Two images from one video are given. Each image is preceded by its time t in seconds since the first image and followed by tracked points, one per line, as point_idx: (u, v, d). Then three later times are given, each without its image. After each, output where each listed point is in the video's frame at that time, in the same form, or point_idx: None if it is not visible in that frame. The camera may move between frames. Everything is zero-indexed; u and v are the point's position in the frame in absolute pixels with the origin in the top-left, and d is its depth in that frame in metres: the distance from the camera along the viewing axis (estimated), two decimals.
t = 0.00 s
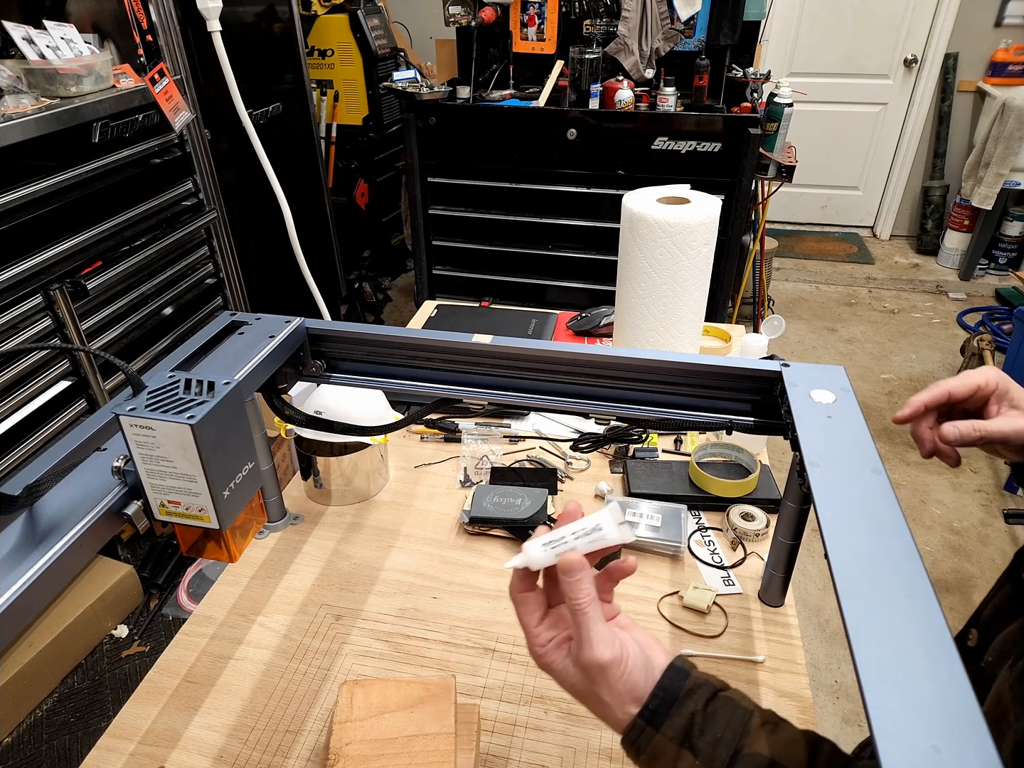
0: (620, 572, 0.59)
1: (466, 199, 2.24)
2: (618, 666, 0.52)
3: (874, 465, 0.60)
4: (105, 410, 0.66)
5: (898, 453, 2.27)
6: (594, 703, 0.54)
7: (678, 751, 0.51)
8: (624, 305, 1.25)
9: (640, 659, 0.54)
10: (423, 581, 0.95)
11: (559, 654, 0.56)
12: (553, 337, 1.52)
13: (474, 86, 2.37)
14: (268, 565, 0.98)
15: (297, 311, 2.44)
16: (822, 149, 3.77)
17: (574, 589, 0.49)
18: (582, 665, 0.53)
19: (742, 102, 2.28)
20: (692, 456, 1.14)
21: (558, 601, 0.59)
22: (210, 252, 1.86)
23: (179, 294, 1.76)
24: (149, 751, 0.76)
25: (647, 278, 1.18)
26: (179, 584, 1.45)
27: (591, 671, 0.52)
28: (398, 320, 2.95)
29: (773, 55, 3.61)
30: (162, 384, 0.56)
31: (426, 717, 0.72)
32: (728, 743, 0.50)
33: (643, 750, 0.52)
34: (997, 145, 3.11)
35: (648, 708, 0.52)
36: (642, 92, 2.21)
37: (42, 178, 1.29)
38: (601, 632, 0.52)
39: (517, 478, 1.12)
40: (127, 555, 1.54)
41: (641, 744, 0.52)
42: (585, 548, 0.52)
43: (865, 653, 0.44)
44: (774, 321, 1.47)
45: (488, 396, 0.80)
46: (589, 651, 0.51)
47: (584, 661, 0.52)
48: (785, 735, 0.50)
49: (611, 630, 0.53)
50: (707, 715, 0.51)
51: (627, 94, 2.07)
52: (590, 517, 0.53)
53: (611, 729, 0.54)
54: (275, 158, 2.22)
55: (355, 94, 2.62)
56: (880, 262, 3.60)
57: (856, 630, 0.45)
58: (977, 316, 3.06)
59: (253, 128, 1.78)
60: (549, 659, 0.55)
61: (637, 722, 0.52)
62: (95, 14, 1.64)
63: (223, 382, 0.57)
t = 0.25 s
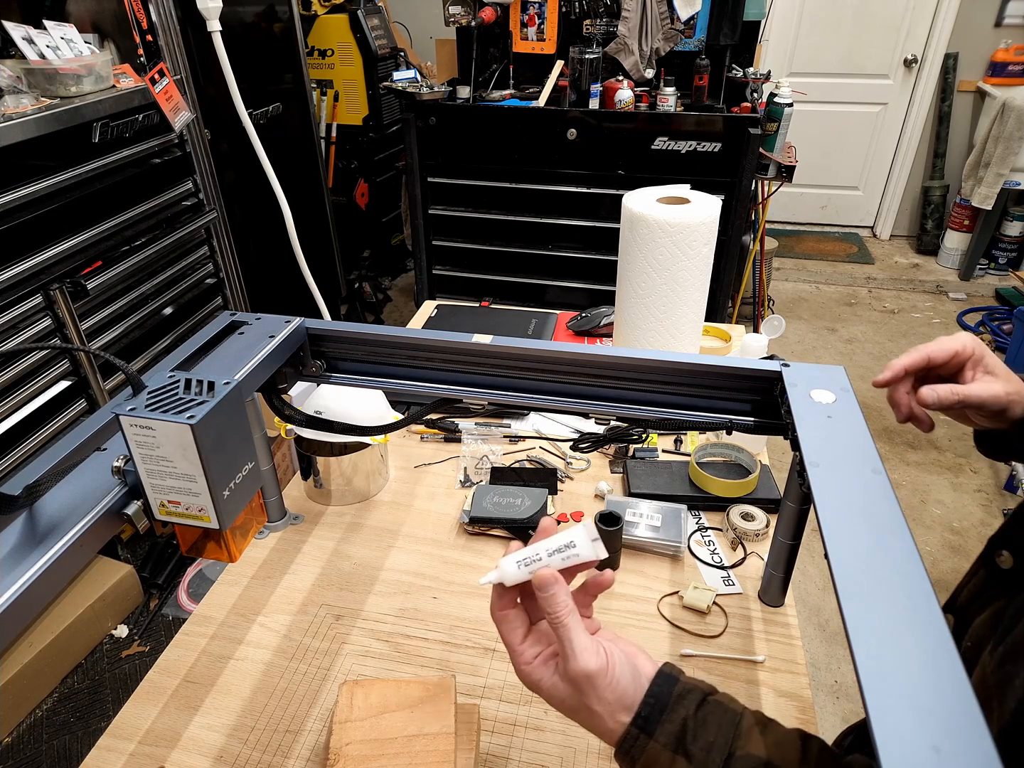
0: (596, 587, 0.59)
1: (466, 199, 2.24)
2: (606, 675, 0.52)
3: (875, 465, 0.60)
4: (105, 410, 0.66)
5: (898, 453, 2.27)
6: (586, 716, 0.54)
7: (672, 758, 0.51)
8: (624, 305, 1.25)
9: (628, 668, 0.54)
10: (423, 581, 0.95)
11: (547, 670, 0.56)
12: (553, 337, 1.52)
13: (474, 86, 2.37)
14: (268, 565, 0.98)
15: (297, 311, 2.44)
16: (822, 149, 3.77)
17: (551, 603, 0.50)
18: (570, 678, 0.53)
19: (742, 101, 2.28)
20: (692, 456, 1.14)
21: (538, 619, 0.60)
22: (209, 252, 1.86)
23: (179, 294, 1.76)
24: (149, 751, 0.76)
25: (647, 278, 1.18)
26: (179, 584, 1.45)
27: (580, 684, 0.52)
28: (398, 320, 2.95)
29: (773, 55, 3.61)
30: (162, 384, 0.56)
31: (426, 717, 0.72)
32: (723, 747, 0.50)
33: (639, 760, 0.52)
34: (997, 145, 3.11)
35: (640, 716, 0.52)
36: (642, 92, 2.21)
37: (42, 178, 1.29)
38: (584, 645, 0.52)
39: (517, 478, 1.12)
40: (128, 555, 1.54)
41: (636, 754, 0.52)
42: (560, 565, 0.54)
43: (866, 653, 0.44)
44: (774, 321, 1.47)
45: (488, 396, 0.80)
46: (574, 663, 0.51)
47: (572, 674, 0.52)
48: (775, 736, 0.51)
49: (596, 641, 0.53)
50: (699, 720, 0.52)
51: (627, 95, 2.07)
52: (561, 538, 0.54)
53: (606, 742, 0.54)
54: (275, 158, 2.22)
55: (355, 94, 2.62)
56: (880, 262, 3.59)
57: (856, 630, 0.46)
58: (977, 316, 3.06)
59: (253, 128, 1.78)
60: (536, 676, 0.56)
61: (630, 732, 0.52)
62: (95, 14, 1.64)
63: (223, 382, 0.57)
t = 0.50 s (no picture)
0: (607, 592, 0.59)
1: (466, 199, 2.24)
2: (620, 662, 0.52)
3: (874, 465, 0.60)
4: (104, 410, 0.66)
5: (898, 453, 2.27)
6: (603, 706, 0.53)
7: (690, 738, 0.51)
8: (624, 306, 1.25)
9: (640, 653, 0.54)
10: (423, 581, 0.95)
11: (559, 663, 0.55)
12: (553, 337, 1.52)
13: (474, 86, 2.37)
14: (268, 565, 0.98)
15: (297, 311, 2.44)
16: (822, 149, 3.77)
17: (559, 599, 0.49)
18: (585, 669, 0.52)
19: (742, 101, 2.28)
20: (692, 456, 1.14)
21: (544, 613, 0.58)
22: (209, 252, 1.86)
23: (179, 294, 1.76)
24: (149, 751, 0.76)
25: (646, 278, 1.18)
26: (178, 584, 1.44)
27: (595, 673, 0.51)
28: (398, 319, 2.95)
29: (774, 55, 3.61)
30: (161, 384, 0.56)
31: (426, 717, 0.72)
32: (737, 728, 0.51)
33: (659, 744, 0.51)
34: (997, 145, 3.11)
35: (657, 700, 0.52)
36: (642, 92, 2.21)
37: (42, 178, 1.29)
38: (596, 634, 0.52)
39: (517, 478, 1.12)
40: (127, 555, 1.54)
41: (656, 738, 0.52)
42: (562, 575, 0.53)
43: (866, 653, 0.44)
44: (774, 321, 1.47)
45: (488, 396, 0.80)
46: (588, 653, 0.51)
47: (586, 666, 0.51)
48: (788, 708, 0.51)
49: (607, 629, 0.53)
50: (714, 699, 0.52)
51: (627, 95, 2.07)
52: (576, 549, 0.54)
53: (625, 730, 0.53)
54: (275, 158, 2.23)
55: (355, 94, 2.61)
56: (880, 262, 3.59)
57: (856, 629, 0.46)
58: (977, 316, 3.06)
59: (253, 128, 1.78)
60: (550, 669, 0.54)
61: (648, 718, 0.52)
62: (95, 14, 1.64)
63: (223, 382, 0.57)
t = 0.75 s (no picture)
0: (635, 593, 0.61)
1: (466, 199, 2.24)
2: (655, 648, 0.52)
3: (875, 465, 0.60)
4: (104, 410, 0.66)
5: (898, 454, 2.27)
6: (639, 695, 0.53)
7: (725, 723, 0.51)
8: (624, 306, 1.25)
9: (674, 640, 0.53)
10: (423, 581, 0.95)
11: (593, 654, 0.55)
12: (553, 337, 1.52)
13: (474, 86, 2.37)
14: (268, 565, 0.98)
15: (297, 311, 2.44)
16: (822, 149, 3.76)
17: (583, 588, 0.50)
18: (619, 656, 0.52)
19: (742, 101, 2.28)
20: (692, 456, 1.14)
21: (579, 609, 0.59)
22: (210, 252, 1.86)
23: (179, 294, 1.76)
24: (149, 751, 0.76)
25: (646, 278, 1.18)
26: (179, 583, 1.44)
27: (628, 660, 0.51)
28: (398, 319, 2.95)
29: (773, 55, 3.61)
30: (162, 384, 0.56)
31: (426, 717, 0.72)
32: (771, 715, 0.51)
33: (696, 729, 0.51)
34: (997, 145, 3.11)
35: (693, 685, 0.51)
36: (642, 92, 2.21)
37: (42, 178, 1.29)
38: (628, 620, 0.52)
39: (517, 478, 1.12)
40: (127, 555, 1.54)
41: (693, 724, 0.51)
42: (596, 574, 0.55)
43: (865, 653, 0.44)
44: (774, 321, 1.47)
45: (488, 396, 0.80)
46: (622, 641, 0.51)
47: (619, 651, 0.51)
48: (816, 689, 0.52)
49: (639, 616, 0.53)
50: (745, 683, 0.52)
51: (626, 95, 2.07)
52: (606, 548, 0.59)
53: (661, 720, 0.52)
54: (275, 158, 2.23)
55: (355, 94, 2.61)
56: (880, 263, 3.59)
57: (855, 630, 0.46)
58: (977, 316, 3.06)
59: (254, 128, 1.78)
60: (582, 661, 0.54)
61: (685, 704, 0.51)
62: (95, 14, 1.64)
63: (223, 382, 0.57)
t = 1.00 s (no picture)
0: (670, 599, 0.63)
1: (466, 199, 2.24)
2: (675, 651, 0.54)
3: (875, 465, 0.60)
4: (104, 410, 0.66)
5: (898, 454, 2.27)
6: (674, 697, 0.54)
7: (758, 720, 0.51)
8: (625, 306, 1.25)
9: (698, 642, 0.55)
10: (423, 581, 0.95)
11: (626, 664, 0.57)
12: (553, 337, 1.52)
13: (474, 86, 2.37)
14: (268, 565, 0.98)
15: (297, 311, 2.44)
16: (822, 149, 3.76)
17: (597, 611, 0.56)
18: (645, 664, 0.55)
19: (742, 101, 2.28)
20: (692, 456, 1.14)
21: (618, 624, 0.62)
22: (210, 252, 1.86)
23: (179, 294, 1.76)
24: (149, 751, 0.76)
25: (646, 277, 1.18)
26: (179, 583, 1.44)
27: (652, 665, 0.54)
28: (398, 319, 2.95)
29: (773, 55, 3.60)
30: (161, 384, 0.56)
31: (426, 717, 0.72)
32: (806, 712, 0.51)
33: (729, 727, 0.52)
34: (997, 145, 3.11)
35: (722, 683, 0.53)
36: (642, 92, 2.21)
37: (42, 178, 1.29)
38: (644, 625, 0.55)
39: (517, 478, 1.12)
40: (127, 555, 1.54)
41: (726, 722, 0.52)
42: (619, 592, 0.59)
43: (866, 653, 0.44)
44: (774, 321, 1.47)
45: (488, 396, 0.80)
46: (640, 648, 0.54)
47: (639, 658, 0.54)
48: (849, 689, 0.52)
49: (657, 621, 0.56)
50: (777, 682, 0.53)
51: (627, 95, 2.07)
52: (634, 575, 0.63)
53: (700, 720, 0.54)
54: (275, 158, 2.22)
55: (355, 94, 2.61)
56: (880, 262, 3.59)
57: (856, 630, 0.46)
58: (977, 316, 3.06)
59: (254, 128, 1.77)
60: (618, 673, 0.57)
61: (715, 703, 0.52)
62: (96, 14, 1.64)
63: (222, 382, 0.57)
